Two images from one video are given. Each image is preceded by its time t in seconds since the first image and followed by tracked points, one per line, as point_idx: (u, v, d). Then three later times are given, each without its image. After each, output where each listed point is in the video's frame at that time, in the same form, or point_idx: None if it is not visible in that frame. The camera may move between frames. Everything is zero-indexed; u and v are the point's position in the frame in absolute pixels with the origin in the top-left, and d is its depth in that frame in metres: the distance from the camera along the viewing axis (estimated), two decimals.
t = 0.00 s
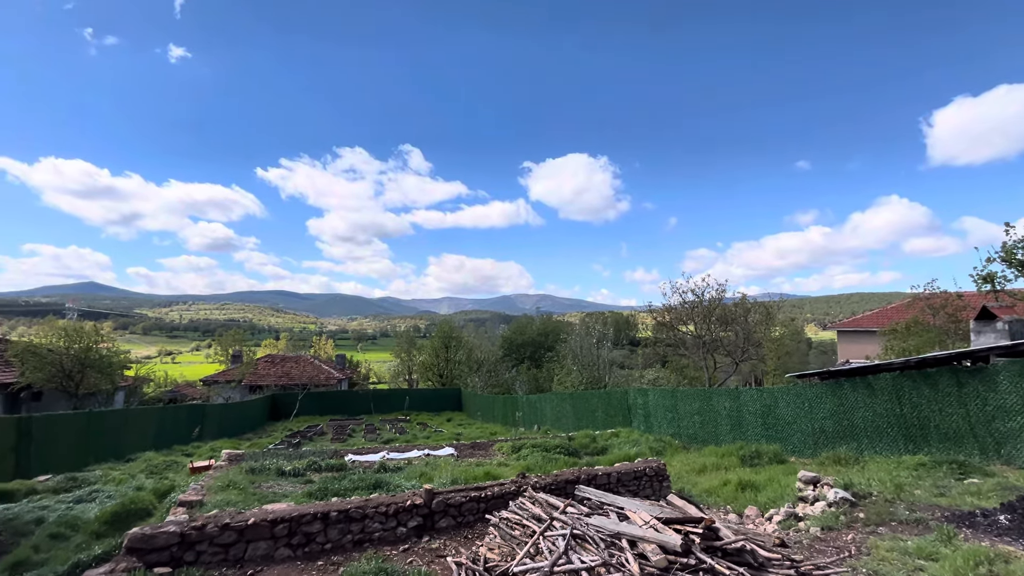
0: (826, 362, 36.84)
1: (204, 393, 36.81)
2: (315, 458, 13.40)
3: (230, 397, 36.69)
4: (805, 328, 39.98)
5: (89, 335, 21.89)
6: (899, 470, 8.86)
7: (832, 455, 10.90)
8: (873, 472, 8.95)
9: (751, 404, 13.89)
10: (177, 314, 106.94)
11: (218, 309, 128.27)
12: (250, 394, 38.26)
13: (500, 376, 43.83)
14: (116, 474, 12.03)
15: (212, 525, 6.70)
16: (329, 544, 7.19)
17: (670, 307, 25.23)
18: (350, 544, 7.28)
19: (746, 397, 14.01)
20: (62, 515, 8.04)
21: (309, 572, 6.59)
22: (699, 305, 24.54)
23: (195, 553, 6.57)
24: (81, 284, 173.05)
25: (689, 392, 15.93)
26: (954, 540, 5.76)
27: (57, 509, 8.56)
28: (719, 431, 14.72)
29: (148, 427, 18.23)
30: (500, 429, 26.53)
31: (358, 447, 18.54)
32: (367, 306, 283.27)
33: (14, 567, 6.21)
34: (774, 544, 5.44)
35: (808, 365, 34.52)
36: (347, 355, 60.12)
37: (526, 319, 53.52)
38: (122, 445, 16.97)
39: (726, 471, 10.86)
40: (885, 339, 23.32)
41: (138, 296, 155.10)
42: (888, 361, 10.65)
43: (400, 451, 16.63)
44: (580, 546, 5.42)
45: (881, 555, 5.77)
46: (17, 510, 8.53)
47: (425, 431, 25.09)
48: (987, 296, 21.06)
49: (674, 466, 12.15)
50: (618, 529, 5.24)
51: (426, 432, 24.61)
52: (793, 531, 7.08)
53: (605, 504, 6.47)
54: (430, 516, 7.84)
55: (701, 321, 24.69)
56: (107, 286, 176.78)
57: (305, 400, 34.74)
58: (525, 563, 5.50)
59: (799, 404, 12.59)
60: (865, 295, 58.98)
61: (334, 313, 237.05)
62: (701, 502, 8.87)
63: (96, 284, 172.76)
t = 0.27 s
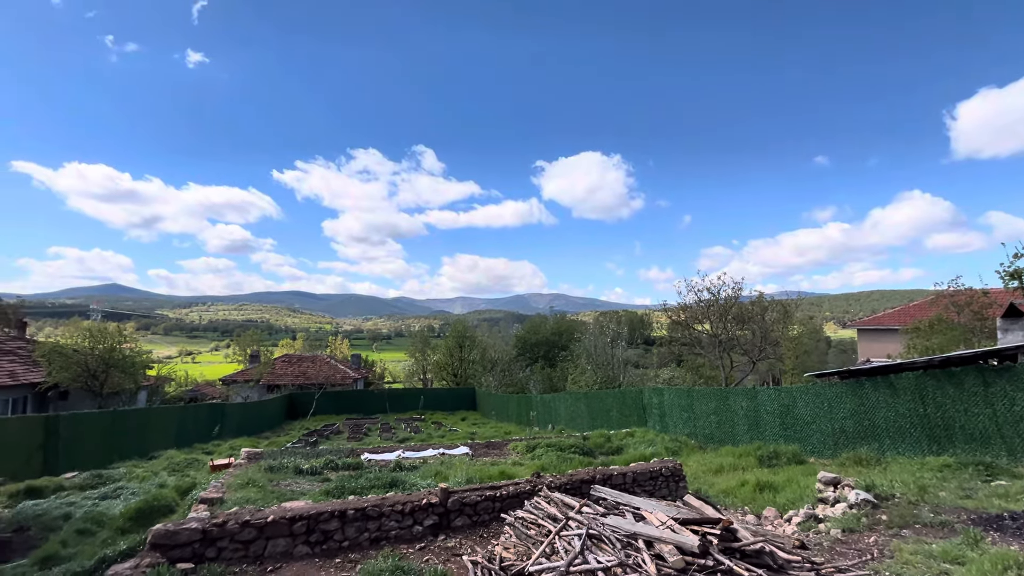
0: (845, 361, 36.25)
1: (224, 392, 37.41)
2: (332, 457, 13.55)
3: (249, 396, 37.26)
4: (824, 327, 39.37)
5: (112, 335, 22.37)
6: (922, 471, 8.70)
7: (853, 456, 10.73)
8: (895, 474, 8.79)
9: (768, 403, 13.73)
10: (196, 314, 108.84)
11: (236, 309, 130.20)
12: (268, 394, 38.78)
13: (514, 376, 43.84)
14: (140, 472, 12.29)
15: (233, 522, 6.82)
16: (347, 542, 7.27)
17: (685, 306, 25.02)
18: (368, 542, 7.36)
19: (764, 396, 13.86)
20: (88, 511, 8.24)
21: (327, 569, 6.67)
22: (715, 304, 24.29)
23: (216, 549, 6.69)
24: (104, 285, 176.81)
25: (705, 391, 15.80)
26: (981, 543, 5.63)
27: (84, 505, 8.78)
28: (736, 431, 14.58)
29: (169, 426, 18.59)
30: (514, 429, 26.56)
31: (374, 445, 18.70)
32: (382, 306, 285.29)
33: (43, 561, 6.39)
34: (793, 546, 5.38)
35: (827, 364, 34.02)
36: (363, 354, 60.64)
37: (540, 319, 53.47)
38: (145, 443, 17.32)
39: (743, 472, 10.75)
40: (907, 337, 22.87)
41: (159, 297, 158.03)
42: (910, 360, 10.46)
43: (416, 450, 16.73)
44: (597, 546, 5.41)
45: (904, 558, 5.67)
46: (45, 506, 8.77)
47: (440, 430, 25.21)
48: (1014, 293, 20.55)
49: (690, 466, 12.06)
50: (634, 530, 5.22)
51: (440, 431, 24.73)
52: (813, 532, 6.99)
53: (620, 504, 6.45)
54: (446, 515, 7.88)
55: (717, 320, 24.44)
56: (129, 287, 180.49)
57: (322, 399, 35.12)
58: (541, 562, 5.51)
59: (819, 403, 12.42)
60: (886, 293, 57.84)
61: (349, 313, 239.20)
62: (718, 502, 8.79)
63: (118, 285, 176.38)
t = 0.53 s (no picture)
0: (870, 359, 35.49)
1: (246, 391, 38.11)
2: (353, 455, 13.70)
3: (271, 395, 37.90)
4: (848, 324, 38.61)
5: (140, 336, 22.93)
6: (952, 473, 8.49)
7: (880, 457, 10.52)
8: (924, 475, 8.60)
9: (791, 403, 13.52)
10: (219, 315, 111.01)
11: (257, 309, 132.45)
12: (289, 392, 39.38)
13: (531, 375, 43.81)
14: (167, 468, 12.59)
15: (258, 518, 6.95)
16: (369, 539, 7.36)
17: (705, 304, 24.75)
18: (389, 539, 7.44)
19: (786, 396, 13.65)
20: (120, 507, 8.49)
21: (350, 566, 6.76)
22: (735, 302, 23.98)
23: (242, 545, 6.83)
24: (130, 287, 181.29)
25: (726, 391, 15.63)
26: (1015, 548, 5.48)
27: (115, 500, 9.04)
28: (758, 431, 14.38)
29: (195, 424, 19.00)
30: (532, 428, 26.56)
31: (393, 444, 18.88)
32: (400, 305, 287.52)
33: (78, 554, 6.59)
34: (819, 548, 5.30)
35: (851, 363, 33.34)
36: (381, 354, 61.22)
37: (557, 317, 53.35)
38: (172, 440, 17.73)
39: (766, 472, 10.60)
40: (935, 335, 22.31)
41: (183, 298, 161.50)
42: (940, 359, 10.21)
43: (435, 448, 16.85)
44: (618, 546, 5.40)
45: (935, 561, 5.55)
46: (79, 501, 9.06)
47: (458, 429, 25.34)
48: None
49: (711, 467, 11.93)
50: (656, 530, 5.19)
51: (458, 430, 24.86)
52: (839, 534, 6.87)
53: (641, 504, 6.42)
54: (466, 513, 7.93)
55: (737, 318, 24.12)
56: (154, 288, 184.80)
57: (341, 398, 35.55)
58: (562, 561, 5.51)
59: (843, 403, 12.20)
60: (912, 290, 56.45)
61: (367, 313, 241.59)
62: (740, 503, 8.68)
63: (144, 287, 180.73)
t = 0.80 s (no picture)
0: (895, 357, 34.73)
1: (267, 390, 38.73)
2: (371, 453, 13.85)
3: (291, 394, 38.45)
4: (872, 322, 37.84)
5: (165, 335, 23.42)
6: (982, 475, 8.28)
7: (906, 458, 10.30)
8: (952, 477, 8.40)
9: (813, 403, 13.30)
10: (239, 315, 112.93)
11: (277, 309, 134.45)
12: (308, 391, 39.91)
13: (547, 373, 43.73)
14: (192, 465, 12.86)
15: (281, 514, 7.07)
16: (389, 535, 7.43)
17: (723, 302, 24.47)
18: (408, 536, 7.50)
19: (808, 396, 13.44)
20: (148, 502, 8.70)
21: (370, 562, 6.84)
22: (754, 299, 23.65)
23: (266, 540, 6.95)
24: (154, 288, 185.37)
25: (746, 390, 15.44)
26: None
27: (144, 496, 9.27)
28: (779, 431, 14.18)
29: (218, 421, 19.35)
30: (549, 426, 26.53)
31: (411, 442, 19.03)
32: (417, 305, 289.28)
33: (109, 548, 6.77)
34: (844, 550, 5.22)
35: (875, 362, 32.66)
36: (398, 353, 61.70)
37: (573, 316, 53.17)
38: (196, 437, 18.08)
39: (788, 473, 10.45)
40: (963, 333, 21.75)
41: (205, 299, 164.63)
42: (969, 358, 9.95)
43: (452, 447, 16.93)
44: (637, 545, 5.37)
45: (965, 565, 5.42)
46: (109, 496, 9.31)
47: (475, 428, 25.43)
48: None
49: (731, 467, 11.79)
50: (676, 529, 5.16)
51: (475, 428, 24.95)
52: (864, 537, 6.74)
53: (660, 503, 6.38)
54: (484, 511, 7.96)
55: (757, 316, 23.79)
56: (177, 289, 188.67)
57: (359, 396, 35.90)
58: (581, 560, 5.50)
59: (867, 403, 11.97)
60: (939, 286, 55.09)
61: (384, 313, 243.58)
62: (762, 504, 8.57)
63: (167, 287, 184.59)
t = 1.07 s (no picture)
0: (928, 356, 33.72)
1: (292, 387, 39.47)
2: (394, 449, 14.01)
3: (315, 391, 39.12)
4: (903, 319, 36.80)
5: (194, 334, 24.02)
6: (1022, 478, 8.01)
7: (941, 459, 10.02)
8: (990, 480, 8.14)
9: (842, 402, 13.02)
10: (264, 314, 115.25)
11: (300, 308, 136.75)
12: (332, 388, 40.53)
13: (567, 372, 43.59)
14: (222, 460, 13.20)
15: (309, 509, 7.21)
16: (412, 531, 7.52)
17: (747, 299, 24.08)
18: (432, 532, 7.58)
19: (837, 395, 13.15)
20: (181, 495, 8.97)
21: (395, 558, 6.93)
22: (780, 296, 23.21)
23: (294, 534, 7.09)
24: (183, 288, 190.23)
25: (771, 389, 15.19)
26: None
27: (177, 489, 9.58)
28: (806, 430, 13.90)
29: (246, 417, 19.81)
30: (569, 425, 26.47)
31: (433, 439, 19.18)
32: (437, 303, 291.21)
33: (145, 539, 6.98)
34: (877, 553, 5.10)
35: (907, 360, 31.77)
36: (419, 351, 62.20)
37: (594, 314, 52.90)
38: (226, 433, 18.54)
39: (815, 473, 10.25)
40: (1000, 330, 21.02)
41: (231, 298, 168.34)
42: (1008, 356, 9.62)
43: (473, 444, 17.03)
44: (662, 545, 5.34)
45: (1004, 571, 5.26)
46: (144, 489, 9.64)
47: (496, 426, 25.50)
48: None
49: (756, 466, 11.62)
50: (702, 530, 5.11)
51: (496, 426, 25.03)
52: (897, 540, 6.58)
53: (685, 503, 6.32)
54: (507, 509, 7.99)
55: (782, 314, 23.34)
56: (204, 288, 193.18)
57: (382, 394, 36.33)
58: (605, 559, 5.49)
59: (899, 402, 11.67)
60: (974, 282, 53.29)
61: (405, 311, 245.77)
62: (789, 505, 8.42)
63: (195, 287, 189.17)
